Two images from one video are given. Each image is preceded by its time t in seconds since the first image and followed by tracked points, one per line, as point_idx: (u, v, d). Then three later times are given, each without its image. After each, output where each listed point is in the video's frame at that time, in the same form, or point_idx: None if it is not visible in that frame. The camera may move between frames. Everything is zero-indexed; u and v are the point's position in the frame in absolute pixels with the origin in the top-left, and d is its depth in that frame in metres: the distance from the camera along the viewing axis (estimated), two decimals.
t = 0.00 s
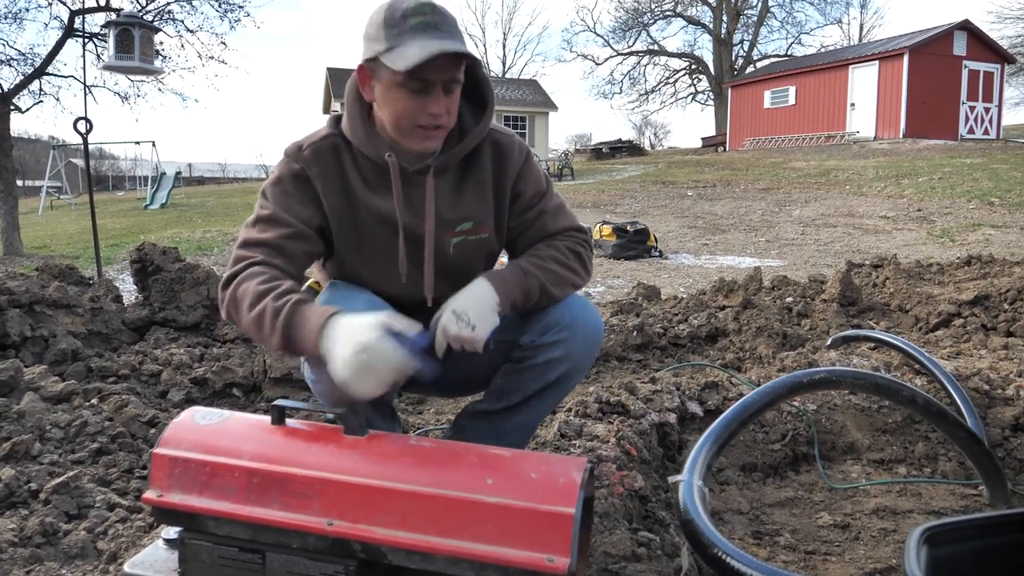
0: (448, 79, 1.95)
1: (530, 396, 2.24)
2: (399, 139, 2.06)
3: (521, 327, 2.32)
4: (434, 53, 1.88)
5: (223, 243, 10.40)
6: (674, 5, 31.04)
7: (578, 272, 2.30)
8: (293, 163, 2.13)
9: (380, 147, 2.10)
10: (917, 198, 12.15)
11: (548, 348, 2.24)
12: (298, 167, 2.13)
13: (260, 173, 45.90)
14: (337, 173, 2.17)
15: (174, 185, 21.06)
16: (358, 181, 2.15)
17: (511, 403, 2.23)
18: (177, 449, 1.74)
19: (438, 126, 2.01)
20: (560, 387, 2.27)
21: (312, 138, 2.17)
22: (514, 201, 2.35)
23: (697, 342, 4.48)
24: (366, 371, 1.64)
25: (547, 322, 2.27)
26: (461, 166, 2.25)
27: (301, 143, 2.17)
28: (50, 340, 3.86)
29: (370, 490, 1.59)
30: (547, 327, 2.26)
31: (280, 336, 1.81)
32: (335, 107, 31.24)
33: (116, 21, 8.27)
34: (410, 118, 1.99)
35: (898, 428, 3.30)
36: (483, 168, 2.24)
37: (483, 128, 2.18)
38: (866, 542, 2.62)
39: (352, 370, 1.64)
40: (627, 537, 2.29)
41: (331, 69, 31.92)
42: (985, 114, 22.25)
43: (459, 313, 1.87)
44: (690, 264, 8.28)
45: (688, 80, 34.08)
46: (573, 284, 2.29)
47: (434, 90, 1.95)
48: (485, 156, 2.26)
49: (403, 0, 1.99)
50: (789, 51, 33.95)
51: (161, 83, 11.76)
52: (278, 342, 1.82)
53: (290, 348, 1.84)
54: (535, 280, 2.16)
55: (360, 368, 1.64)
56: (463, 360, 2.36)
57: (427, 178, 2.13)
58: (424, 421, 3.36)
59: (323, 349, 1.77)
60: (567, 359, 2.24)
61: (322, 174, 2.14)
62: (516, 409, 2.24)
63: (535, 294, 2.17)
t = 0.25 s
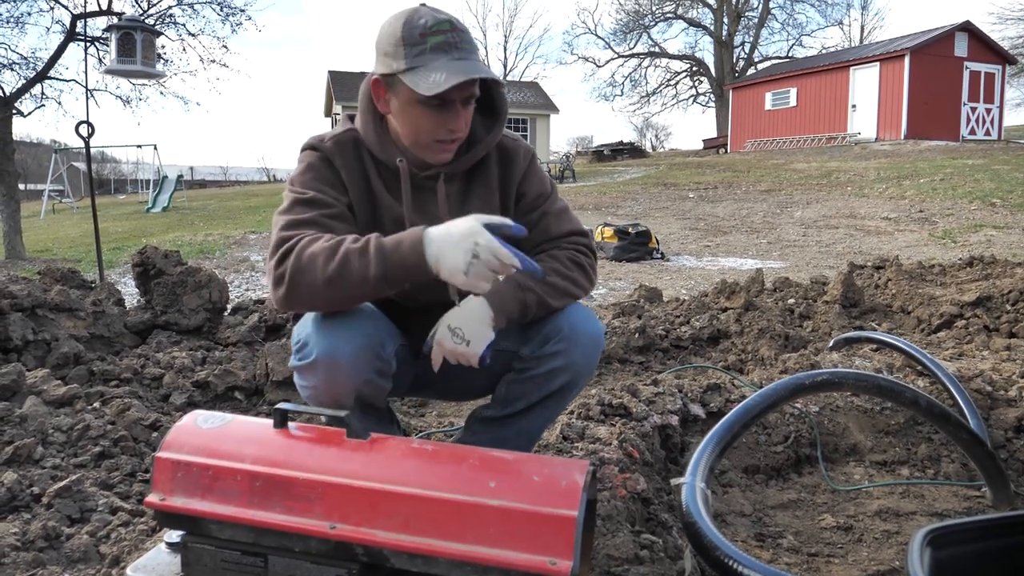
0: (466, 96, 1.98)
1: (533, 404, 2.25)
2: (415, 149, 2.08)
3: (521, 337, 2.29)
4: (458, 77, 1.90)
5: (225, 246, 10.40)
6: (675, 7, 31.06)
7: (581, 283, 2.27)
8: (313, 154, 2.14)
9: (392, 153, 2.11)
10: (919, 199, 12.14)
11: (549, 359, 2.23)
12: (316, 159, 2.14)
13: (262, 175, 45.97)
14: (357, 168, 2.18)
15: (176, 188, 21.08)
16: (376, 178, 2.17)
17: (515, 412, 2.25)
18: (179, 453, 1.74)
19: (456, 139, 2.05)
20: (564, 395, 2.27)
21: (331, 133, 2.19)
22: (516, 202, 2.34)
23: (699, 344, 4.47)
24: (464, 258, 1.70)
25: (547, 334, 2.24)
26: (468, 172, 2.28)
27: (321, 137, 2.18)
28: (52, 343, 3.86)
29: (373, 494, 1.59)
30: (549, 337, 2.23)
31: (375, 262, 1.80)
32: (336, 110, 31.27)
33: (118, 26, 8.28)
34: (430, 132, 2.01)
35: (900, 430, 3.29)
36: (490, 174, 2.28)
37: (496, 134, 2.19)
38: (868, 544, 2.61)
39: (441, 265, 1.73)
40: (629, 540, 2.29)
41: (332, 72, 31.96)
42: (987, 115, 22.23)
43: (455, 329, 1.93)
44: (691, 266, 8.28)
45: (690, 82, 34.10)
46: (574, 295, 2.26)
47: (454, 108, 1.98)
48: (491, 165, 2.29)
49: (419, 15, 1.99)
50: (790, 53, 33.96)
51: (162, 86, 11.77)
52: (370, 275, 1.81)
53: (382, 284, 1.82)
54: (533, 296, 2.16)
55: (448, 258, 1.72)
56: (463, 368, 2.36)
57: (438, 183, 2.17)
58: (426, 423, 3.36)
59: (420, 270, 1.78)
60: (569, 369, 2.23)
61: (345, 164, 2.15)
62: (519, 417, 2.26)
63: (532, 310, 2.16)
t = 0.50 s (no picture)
0: (490, 98, 1.97)
1: (538, 410, 2.30)
2: (439, 150, 2.08)
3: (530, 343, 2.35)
4: (484, 76, 1.90)
5: (225, 247, 10.40)
6: (674, 7, 31.07)
7: (593, 294, 2.28)
8: (310, 160, 2.20)
9: (407, 152, 2.13)
10: (919, 199, 12.14)
11: (557, 366, 2.28)
12: (311, 166, 2.20)
13: (262, 176, 45.97)
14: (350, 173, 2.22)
15: (175, 189, 21.06)
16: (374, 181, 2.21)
17: (520, 415, 2.30)
18: (179, 454, 1.75)
19: (478, 141, 2.05)
20: (568, 403, 2.33)
21: (330, 136, 2.22)
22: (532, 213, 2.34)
23: (699, 344, 4.47)
24: (393, 301, 1.91)
25: (557, 341, 2.30)
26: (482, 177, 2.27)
27: (317, 141, 2.22)
28: (51, 344, 3.86)
29: (374, 494, 1.59)
30: (559, 345, 2.29)
31: (315, 286, 2.04)
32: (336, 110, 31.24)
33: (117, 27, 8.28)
34: (452, 133, 2.02)
35: (900, 429, 3.29)
36: (503, 182, 2.27)
37: (511, 145, 2.18)
38: (869, 543, 2.62)
39: (369, 298, 1.93)
40: (630, 539, 2.29)
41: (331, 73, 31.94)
42: (986, 114, 22.23)
43: (470, 338, 1.96)
44: (691, 266, 8.28)
45: (689, 82, 34.11)
46: (586, 305, 2.27)
47: (477, 108, 1.98)
48: (505, 170, 2.28)
49: (445, 15, 2.01)
50: (790, 53, 33.97)
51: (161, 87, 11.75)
52: (310, 297, 2.06)
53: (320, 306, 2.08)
54: (547, 305, 2.15)
55: (374, 291, 1.93)
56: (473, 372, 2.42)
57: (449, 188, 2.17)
58: (426, 423, 3.36)
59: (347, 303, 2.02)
60: (576, 377, 2.29)
61: (334, 172, 2.18)
62: (524, 420, 2.31)
63: (546, 318, 2.16)
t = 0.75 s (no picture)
0: (484, 110, 1.96)
1: (541, 410, 2.33)
2: (436, 163, 2.06)
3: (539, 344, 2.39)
4: (476, 87, 1.90)
5: (225, 247, 10.40)
6: (674, 7, 31.08)
7: (605, 302, 2.31)
8: (308, 170, 2.21)
9: (404, 163, 2.12)
10: (918, 199, 12.15)
11: (564, 369, 2.32)
12: (310, 176, 2.22)
13: (262, 176, 45.96)
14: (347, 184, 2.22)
15: (175, 190, 21.05)
16: (370, 192, 2.21)
17: (523, 415, 2.32)
18: (179, 454, 1.74)
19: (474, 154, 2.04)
20: (571, 407, 2.37)
21: (328, 145, 2.22)
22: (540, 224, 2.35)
23: (699, 344, 4.47)
24: (392, 342, 2.03)
25: (565, 344, 2.35)
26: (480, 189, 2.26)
27: (316, 151, 2.23)
28: (51, 344, 3.86)
29: (374, 493, 1.59)
30: (566, 349, 2.34)
31: (315, 310, 2.15)
32: (336, 111, 31.23)
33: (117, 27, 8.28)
34: (447, 146, 2.01)
35: (900, 428, 3.29)
36: (503, 193, 2.26)
37: (509, 156, 2.16)
38: (869, 542, 2.62)
39: (369, 334, 2.03)
40: (630, 539, 2.29)
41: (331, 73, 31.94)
42: (986, 115, 22.24)
43: (481, 353, 2.04)
44: (691, 266, 8.28)
45: (689, 82, 34.13)
46: (596, 313, 2.31)
47: (471, 120, 1.97)
48: (505, 182, 2.27)
49: (441, 25, 2.01)
50: (789, 53, 33.99)
51: (161, 87, 11.74)
52: (307, 315, 2.16)
53: (317, 323, 2.18)
54: (556, 318, 2.20)
55: (371, 327, 2.04)
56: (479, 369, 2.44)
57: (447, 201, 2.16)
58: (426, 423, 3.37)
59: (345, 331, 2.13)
60: (581, 381, 2.33)
61: (331, 184, 2.19)
62: (528, 420, 2.33)
63: (555, 330, 2.21)
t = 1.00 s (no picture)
0: (478, 115, 1.96)
1: (540, 413, 2.33)
2: (429, 168, 2.07)
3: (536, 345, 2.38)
4: (465, 96, 1.89)
5: (223, 248, 10.39)
6: (672, 8, 31.11)
7: (604, 303, 2.31)
8: (307, 175, 2.21)
9: (404, 168, 2.12)
10: (916, 200, 12.16)
11: (561, 371, 2.32)
12: (308, 181, 2.22)
13: (261, 177, 45.93)
14: (346, 190, 2.22)
15: (173, 191, 21.03)
16: (369, 197, 2.20)
17: (522, 418, 2.33)
18: (177, 456, 1.74)
19: (468, 160, 2.04)
20: (569, 410, 2.36)
21: (327, 151, 2.23)
22: (535, 227, 2.35)
23: (697, 345, 4.47)
24: (391, 351, 2.02)
25: (563, 346, 2.34)
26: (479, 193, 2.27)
27: (314, 157, 2.23)
28: (49, 346, 3.85)
29: (372, 496, 1.59)
30: (563, 351, 2.34)
31: (313, 317, 2.14)
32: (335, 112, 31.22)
33: (115, 28, 8.27)
34: (441, 152, 2.01)
35: (898, 430, 3.29)
36: (501, 197, 2.27)
37: (507, 159, 2.17)
38: (867, 543, 2.61)
39: (367, 342, 2.03)
40: (628, 541, 2.29)
41: (330, 74, 31.94)
42: (983, 116, 22.27)
43: (480, 350, 2.03)
44: (689, 267, 8.29)
45: (687, 84, 34.16)
46: (596, 313, 2.30)
47: (464, 126, 1.97)
48: (504, 186, 2.27)
49: (433, 30, 2.00)
50: (788, 54, 34.03)
51: (159, 88, 11.73)
52: (307, 323, 2.15)
53: (316, 331, 2.17)
54: (557, 319, 2.20)
55: (369, 334, 2.04)
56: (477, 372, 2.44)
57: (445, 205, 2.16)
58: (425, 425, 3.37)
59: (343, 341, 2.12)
60: (579, 383, 2.32)
61: (330, 189, 2.19)
62: (526, 422, 2.33)
63: (556, 332, 2.21)
